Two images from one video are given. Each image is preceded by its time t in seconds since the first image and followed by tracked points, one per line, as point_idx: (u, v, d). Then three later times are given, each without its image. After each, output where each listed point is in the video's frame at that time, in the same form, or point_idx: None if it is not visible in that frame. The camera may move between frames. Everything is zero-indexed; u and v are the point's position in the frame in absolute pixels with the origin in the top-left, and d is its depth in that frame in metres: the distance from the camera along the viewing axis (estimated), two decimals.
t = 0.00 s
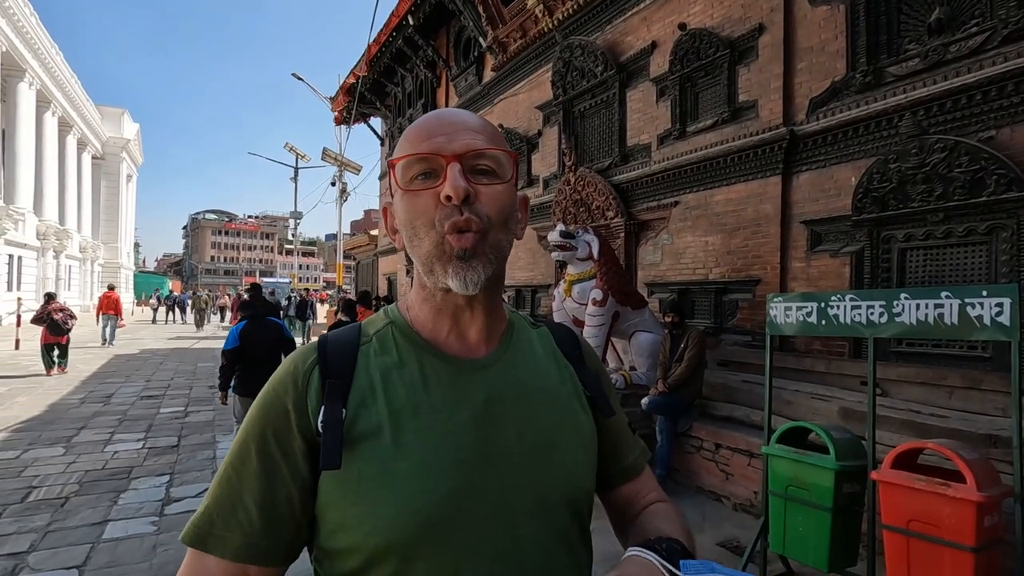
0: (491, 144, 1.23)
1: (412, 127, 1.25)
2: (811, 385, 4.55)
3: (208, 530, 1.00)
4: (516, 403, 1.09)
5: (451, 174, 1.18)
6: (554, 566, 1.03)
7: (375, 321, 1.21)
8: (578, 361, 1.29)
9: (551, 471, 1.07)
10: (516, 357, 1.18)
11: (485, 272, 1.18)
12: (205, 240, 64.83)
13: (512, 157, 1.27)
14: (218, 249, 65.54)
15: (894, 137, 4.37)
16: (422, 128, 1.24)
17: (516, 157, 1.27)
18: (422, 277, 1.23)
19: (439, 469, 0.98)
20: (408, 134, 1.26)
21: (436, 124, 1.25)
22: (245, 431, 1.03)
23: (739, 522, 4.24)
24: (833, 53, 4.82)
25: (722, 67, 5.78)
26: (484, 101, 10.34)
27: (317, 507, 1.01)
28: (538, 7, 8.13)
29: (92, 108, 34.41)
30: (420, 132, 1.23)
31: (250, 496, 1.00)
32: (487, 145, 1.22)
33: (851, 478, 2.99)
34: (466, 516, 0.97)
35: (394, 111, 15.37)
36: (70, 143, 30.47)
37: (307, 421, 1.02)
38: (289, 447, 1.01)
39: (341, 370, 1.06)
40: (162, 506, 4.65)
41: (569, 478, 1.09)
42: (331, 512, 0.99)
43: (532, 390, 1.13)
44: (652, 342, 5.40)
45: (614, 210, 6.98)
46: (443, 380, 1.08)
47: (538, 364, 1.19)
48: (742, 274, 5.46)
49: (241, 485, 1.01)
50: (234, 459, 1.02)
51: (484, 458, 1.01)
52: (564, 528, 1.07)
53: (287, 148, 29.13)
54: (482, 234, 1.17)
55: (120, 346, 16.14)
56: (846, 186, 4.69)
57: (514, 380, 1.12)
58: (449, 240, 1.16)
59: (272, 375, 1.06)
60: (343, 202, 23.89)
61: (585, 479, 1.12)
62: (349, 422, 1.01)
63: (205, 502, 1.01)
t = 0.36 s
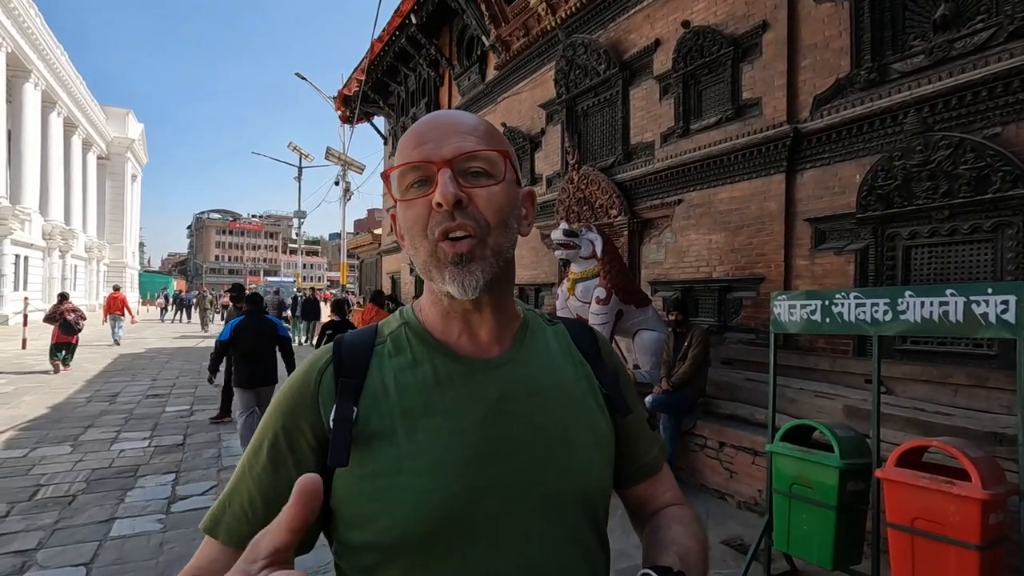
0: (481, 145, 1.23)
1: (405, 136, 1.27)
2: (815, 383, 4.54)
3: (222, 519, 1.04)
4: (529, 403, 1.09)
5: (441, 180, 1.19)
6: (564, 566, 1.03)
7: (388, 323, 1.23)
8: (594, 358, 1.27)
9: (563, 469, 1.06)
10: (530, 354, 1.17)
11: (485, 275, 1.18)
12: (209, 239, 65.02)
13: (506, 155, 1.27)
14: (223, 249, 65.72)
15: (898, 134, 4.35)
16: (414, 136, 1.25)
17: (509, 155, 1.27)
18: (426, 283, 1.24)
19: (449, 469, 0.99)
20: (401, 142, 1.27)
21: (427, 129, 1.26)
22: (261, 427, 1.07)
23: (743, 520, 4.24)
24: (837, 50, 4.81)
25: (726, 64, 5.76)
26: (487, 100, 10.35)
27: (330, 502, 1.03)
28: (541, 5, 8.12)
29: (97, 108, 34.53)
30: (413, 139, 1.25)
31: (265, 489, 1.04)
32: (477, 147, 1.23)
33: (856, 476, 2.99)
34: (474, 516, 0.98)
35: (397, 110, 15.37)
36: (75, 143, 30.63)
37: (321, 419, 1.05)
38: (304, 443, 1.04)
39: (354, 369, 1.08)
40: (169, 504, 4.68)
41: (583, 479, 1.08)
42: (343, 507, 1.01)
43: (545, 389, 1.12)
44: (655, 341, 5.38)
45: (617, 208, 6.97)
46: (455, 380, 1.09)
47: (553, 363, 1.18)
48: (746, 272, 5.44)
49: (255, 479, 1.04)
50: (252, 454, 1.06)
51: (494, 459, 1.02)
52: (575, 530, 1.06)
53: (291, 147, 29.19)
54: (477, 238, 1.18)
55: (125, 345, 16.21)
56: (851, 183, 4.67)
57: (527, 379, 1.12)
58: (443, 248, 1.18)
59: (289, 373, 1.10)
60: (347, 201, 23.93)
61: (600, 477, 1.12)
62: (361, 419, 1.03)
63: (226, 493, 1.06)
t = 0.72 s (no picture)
0: (499, 150, 1.24)
1: (423, 139, 1.28)
2: (820, 382, 4.53)
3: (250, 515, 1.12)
4: (537, 408, 1.08)
5: (458, 185, 1.20)
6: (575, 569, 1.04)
7: (405, 328, 1.24)
8: (611, 358, 1.25)
9: (572, 475, 1.05)
10: (542, 356, 1.16)
11: (498, 281, 1.18)
12: (214, 239, 65.27)
13: (523, 161, 1.27)
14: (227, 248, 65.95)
15: (902, 132, 4.34)
16: (433, 140, 1.26)
17: (527, 161, 1.27)
18: (441, 287, 1.25)
19: (455, 474, 1.01)
20: (420, 145, 1.28)
21: (445, 133, 1.27)
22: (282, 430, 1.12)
23: (747, 519, 4.24)
24: (841, 48, 4.80)
25: (730, 63, 5.75)
26: (490, 99, 10.36)
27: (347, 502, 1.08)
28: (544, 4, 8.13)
29: (102, 109, 34.70)
30: (432, 143, 1.26)
31: (289, 489, 1.09)
32: (495, 152, 1.23)
33: (859, 475, 2.99)
34: (480, 521, 1.00)
35: (401, 109, 15.38)
36: (81, 143, 30.79)
37: (335, 424, 1.08)
38: (320, 447, 1.08)
39: (365, 374, 1.11)
40: (175, 502, 4.71)
41: (594, 483, 1.07)
42: (359, 507, 1.06)
43: (554, 394, 1.11)
44: (659, 339, 5.26)
45: (621, 207, 6.97)
46: (463, 385, 1.09)
47: (566, 365, 1.16)
48: (750, 270, 5.44)
49: (278, 478, 1.10)
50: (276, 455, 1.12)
51: (500, 464, 1.02)
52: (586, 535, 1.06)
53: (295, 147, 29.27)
54: (491, 244, 1.18)
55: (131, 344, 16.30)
56: (855, 181, 4.66)
57: (536, 383, 1.11)
58: (457, 254, 1.19)
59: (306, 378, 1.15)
60: (351, 200, 23.98)
61: (613, 482, 1.10)
62: (370, 424, 1.06)
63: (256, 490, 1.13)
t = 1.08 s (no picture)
0: (495, 150, 1.24)
1: (419, 138, 1.29)
2: (822, 381, 4.53)
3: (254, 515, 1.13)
4: (535, 411, 1.09)
5: (453, 186, 1.21)
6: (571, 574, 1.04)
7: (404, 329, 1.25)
8: (612, 360, 1.25)
9: (569, 479, 1.06)
10: (541, 360, 1.17)
11: (493, 283, 1.19)
12: (217, 239, 65.41)
13: (520, 160, 1.27)
14: (230, 248, 66.10)
15: (904, 131, 4.34)
16: (429, 139, 1.27)
17: (523, 160, 1.28)
18: (437, 288, 1.26)
19: (452, 476, 1.02)
20: (415, 144, 1.29)
21: (441, 132, 1.28)
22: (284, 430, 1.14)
23: (749, 518, 4.25)
24: (842, 47, 4.79)
25: (731, 62, 5.75)
26: (492, 99, 10.36)
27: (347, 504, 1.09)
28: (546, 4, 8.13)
29: (106, 110, 34.81)
30: (427, 142, 1.27)
31: (290, 489, 1.11)
32: (491, 152, 1.24)
33: (861, 475, 2.99)
34: (477, 525, 1.00)
35: (403, 109, 15.40)
36: (84, 143, 30.89)
37: (335, 425, 1.10)
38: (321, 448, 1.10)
39: (365, 376, 1.12)
40: (179, 501, 4.73)
41: (592, 487, 1.07)
42: (358, 509, 1.07)
43: (551, 398, 1.12)
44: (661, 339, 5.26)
45: (623, 207, 6.98)
46: (462, 387, 1.11)
47: (565, 368, 1.17)
48: (752, 269, 5.43)
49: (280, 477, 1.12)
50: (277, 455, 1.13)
51: (496, 468, 1.03)
52: (583, 540, 1.05)
53: (298, 147, 29.33)
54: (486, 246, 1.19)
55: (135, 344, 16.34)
56: (857, 180, 4.66)
57: (534, 387, 1.12)
58: (452, 255, 1.20)
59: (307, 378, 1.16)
60: (353, 200, 24.02)
61: (612, 487, 1.10)
62: (369, 425, 1.07)
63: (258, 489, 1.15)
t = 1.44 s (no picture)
0: (527, 147, 1.26)
1: (452, 127, 1.30)
2: (823, 380, 4.54)
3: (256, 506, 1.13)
4: (542, 410, 1.11)
5: (485, 177, 1.22)
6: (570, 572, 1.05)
7: (415, 322, 1.26)
8: (619, 361, 1.27)
9: (572, 479, 1.07)
10: (549, 359, 1.19)
11: (514, 277, 1.20)
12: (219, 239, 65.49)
13: (549, 160, 1.30)
14: (232, 248, 66.19)
15: (906, 130, 4.34)
16: (461, 129, 1.28)
17: (553, 160, 1.30)
18: (455, 279, 1.27)
19: (459, 473, 1.03)
20: (447, 133, 1.30)
21: (474, 124, 1.29)
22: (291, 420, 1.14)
23: (750, 516, 4.26)
24: (844, 46, 4.80)
25: (732, 61, 5.76)
26: (493, 98, 10.38)
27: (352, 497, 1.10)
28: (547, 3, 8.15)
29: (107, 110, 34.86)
30: (460, 132, 1.27)
31: (294, 481, 1.11)
32: (524, 148, 1.25)
33: (862, 473, 3.00)
34: (481, 522, 1.01)
35: (405, 109, 15.43)
36: (86, 143, 30.94)
37: (344, 417, 1.11)
38: (328, 440, 1.11)
39: (376, 369, 1.13)
40: (183, 500, 4.75)
41: (594, 488, 1.09)
42: (362, 503, 1.08)
43: (558, 397, 1.13)
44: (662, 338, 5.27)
45: (624, 206, 6.99)
46: (470, 385, 1.12)
47: (572, 369, 1.19)
48: (753, 269, 5.44)
49: (285, 468, 1.12)
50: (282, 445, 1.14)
51: (503, 465, 1.05)
52: (584, 539, 1.07)
53: (299, 147, 29.35)
54: (512, 239, 1.21)
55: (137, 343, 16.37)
56: (858, 180, 4.67)
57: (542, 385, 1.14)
58: (476, 245, 1.21)
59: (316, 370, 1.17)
60: (354, 199, 24.04)
61: (615, 488, 1.12)
62: (379, 419, 1.09)
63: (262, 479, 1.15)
